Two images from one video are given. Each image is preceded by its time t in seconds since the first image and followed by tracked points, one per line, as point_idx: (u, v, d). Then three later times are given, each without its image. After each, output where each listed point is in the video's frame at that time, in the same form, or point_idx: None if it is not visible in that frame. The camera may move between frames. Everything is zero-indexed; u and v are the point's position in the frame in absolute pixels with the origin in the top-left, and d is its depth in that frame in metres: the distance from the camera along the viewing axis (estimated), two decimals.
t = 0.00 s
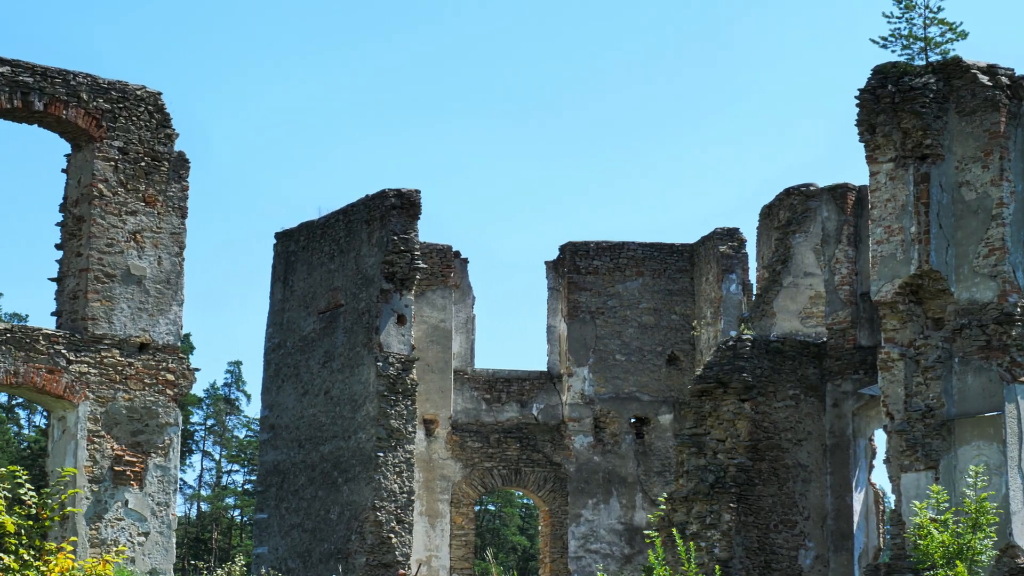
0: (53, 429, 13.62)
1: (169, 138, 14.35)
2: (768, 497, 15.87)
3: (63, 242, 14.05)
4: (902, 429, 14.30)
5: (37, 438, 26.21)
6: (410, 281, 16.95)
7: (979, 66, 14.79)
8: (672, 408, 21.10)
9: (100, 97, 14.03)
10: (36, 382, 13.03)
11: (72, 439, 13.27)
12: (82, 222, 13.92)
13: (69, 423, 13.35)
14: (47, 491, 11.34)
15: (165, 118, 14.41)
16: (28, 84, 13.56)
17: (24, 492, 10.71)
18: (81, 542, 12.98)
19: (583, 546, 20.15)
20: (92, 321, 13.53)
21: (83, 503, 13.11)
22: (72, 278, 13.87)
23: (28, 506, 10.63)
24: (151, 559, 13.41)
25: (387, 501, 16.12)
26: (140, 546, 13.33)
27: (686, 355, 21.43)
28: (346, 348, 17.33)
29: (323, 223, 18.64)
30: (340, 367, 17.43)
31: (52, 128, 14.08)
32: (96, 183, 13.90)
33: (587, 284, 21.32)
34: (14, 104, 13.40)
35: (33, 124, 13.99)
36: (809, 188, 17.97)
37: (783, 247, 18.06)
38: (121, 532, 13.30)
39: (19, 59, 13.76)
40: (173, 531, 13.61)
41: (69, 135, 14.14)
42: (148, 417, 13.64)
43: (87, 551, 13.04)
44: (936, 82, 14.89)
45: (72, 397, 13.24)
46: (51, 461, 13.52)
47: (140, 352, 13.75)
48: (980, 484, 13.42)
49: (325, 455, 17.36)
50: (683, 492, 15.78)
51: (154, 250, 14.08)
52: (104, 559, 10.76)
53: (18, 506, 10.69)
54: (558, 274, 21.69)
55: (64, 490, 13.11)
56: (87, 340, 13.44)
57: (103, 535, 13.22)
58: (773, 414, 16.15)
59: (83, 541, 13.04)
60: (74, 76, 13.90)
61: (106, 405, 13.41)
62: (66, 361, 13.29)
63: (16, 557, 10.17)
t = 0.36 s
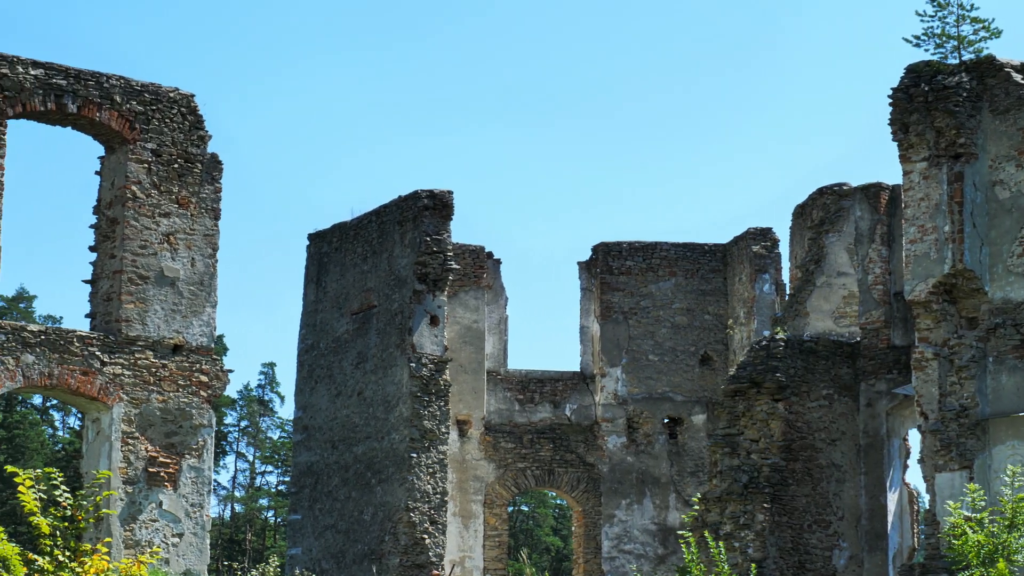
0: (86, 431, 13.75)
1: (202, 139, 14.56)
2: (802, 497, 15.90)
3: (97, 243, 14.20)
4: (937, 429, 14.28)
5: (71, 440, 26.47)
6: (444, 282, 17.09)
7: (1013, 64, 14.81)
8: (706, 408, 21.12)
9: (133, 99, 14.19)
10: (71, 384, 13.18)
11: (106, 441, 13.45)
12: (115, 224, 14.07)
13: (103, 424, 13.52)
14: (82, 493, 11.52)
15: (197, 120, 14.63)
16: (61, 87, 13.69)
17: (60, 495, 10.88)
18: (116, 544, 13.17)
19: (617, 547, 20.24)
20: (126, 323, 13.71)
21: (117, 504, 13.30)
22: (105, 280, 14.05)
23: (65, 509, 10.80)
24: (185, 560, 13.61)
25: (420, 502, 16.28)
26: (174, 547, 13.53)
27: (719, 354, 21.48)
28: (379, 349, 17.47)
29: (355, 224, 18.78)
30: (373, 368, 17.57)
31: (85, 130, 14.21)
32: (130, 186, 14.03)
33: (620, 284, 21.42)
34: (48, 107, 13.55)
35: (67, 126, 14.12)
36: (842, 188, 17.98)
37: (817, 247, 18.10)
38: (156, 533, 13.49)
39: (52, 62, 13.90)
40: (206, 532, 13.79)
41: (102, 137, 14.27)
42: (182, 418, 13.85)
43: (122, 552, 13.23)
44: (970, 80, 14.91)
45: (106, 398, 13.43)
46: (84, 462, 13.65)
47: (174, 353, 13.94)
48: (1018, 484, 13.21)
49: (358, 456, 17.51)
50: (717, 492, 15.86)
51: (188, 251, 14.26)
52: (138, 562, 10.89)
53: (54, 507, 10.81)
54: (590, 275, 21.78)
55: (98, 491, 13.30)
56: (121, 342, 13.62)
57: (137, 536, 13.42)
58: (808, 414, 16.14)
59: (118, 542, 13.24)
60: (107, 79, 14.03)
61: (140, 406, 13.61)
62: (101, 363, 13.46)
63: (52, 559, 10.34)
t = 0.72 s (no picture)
0: (121, 433, 13.95)
1: (236, 141, 14.74)
2: (837, 497, 15.96)
3: (132, 246, 14.39)
4: (972, 428, 14.30)
5: (108, 441, 26.82)
6: (477, 282, 17.22)
7: None
8: (740, 408, 21.13)
9: (167, 101, 14.38)
10: (106, 385, 13.38)
11: (142, 442, 13.63)
12: (150, 226, 14.26)
13: (139, 426, 13.70)
14: (119, 494, 11.70)
15: (232, 122, 14.82)
16: (96, 89, 13.90)
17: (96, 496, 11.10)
18: (152, 545, 13.36)
19: (652, 547, 20.31)
20: (161, 324, 13.91)
21: (153, 505, 13.49)
22: (141, 282, 14.22)
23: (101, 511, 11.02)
24: (221, 561, 13.81)
25: (455, 503, 16.42)
26: (209, 548, 13.73)
27: (753, 354, 21.48)
28: (413, 350, 17.62)
29: (389, 225, 18.96)
30: (408, 369, 17.71)
31: (120, 133, 14.42)
32: (164, 188, 14.26)
33: (654, 284, 21.48)
34: (82, 109, 13.76)
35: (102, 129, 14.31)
36: (877, 187, 17.92)
37: (851, 247, 18.18)
38: (191, 534, 13.69)
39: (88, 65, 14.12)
40: (242, 533, 14.01)
41: (137, 140, 14.46)
42: (218, 419, 14.05)
43: (158, 553, 13.41)
44: (1005, 78, 14.91)
45: (142, 399, 13.62)
46: (119, 464, 13.80)
47: (209, 355, 14.14)
48: None
49: (393, 457, 17.68)
50: (751, 492, 15.93)
51: (222, 253, 14.45)
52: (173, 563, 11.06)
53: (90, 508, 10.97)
54: (625, 275, 21.86)
55: (134, 492, 13.50)
56: (157, 343, 13.81)
57: (173, 537, 13.61)
58: (843, 413, 16.18)
59: (154, 543, 13.42)
60: (142, 81, 14.22)
61: (175, 408, 13.81)
62: (136, 364, 13.66)
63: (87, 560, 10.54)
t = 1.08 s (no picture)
0: (160, 434, 14.21)
1: (274, 143, 15.05)
2: (876, 497, 15.95)
3: (171, 247, 14.65)
4: (1012, 426, 14.32)
5: (147, 442, 27.17)
6: (515, 282, 17.42)
7: None
8: (779, 407, 21.24)
9: (205, 103, 14.63)
10: (145, 386, 13.60)
11: (180, 443, 13.87)
12: (188, 227, 14.51)
13: (178, 427, 13.96)
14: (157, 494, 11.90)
15: (269, 124, 15.11)
16: (134, 92, 14.08)
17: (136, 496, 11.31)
18: (191, 545, 13.58)
19: (691, 547, 20.36)
20: (199, 326, 14.16)
21: (193, 506, 13.72)
22: (179, 283, 14.49)
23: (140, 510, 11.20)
24: (259, 562, 14.05)
25: (494, 503, 16.58)
26: (248, 549, 13.97)
27: (792, 354, 21.58)
28: (452, 350, 17.81)
29: (426, 226, 19.19)
30: (445, 369, 17.91)
31: (158, 134, 14.66)
32: (203, 189, 14.49)
33: (692, 284, 21.61)
34: (121, 112, 13.93)
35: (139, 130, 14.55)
36: (916, 186, 18.05)
37: (889, 246, 18.27)
38: (230, 534, 13.94)
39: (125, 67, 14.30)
40: (281, 534, 14.27)
41: (176, 142, 14.72)
42: (256, 420, 14.32)
43: (198, 553, 13.64)
44: None
45: (181, 400, 13.86)
46: (159, 464, 14.08)
47: (247, 356, 14.43)
48: None
49: (431, 457, 17.88)
50: (791, 492, 15.97)
51: (260, 254, 14.73)
52: (213, 564, 11.28)
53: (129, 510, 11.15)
54: (664, 274, 22.06)
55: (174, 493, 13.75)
56: (195, 345, 14.07)
57: (212, 538, 13.84)
58: (882, 413, 16.23)
59: (193, 544, 13.64)
60: (179, 83, 14.45)
61: (214, 409, 14.06)
62: (175, 365, 13.89)
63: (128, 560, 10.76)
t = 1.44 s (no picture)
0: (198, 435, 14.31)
1: (310, 144, 15.11)
2: (915, 496, 15.87)
3: (207, 248, 14.75)
4: None
5: (184, 444, 27.38)
6: (552, 283, 17.43)
7: None
8: (817, 407, 21.19)
9: (241, 105, 14.72)
10: (183, 387, 13.70)
11: (218, 444, 13.98)
12: (225, 228, 14.61)
13: (215, 428, 14.08)
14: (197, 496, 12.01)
15: (305, 125, 15.18)
16: (171, 94, 14.17)
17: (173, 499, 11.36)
18: (229, 546, 13.72)
19: (728, 547, 20.37)
20: (236, 327, 14.29)
21: (231, 506, 13.84)
22: (216, 285, 14.60)
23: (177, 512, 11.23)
24: (297, 562, 14.13)
25: (531, 503, 16.62)
26: (286, 550, 14.08)
27: (829, 354, 21.47)
28: (488, 351, 17.85)
29: (463, 227, 19.27)
30: (482, 370, 17.95)
31: (195, 136, 14.76)
32: (239, 191, 14.59)
33: (729, 284, 21.57)
34: (158, 113, 14.03)
35: (176, 132, 14.64)
36: (954, 184, 18.17)
37: (927, 245, 18.12)
38: (268, 535, 14.04)
39: (162, 69, 14.38)
40: (319, 534, 14.33)
41: (212, 143, 14.83)
42: (294, 421, 14.41)
43: (236, 554, 13.75)
44: None
45: (219, 402, 13.96)
46: (196, 464, 14.17)
47: (284, 357, 14.54)
48: None
49: (468, 458, 17.93)
50: (829, 492, 15.99)
51: (297, 255, 14.82)
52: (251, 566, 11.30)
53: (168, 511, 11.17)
54: (700, 275, 22.01)
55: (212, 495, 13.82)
56: (232, 346, 14.18)
57: (250, 539, 13.96)
58: (920, 412, 16.15)
59: (231, 544, 13.77)
60: (216, 85, 14.55)
61: (251, 410, 14.16)
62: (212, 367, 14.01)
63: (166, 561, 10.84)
